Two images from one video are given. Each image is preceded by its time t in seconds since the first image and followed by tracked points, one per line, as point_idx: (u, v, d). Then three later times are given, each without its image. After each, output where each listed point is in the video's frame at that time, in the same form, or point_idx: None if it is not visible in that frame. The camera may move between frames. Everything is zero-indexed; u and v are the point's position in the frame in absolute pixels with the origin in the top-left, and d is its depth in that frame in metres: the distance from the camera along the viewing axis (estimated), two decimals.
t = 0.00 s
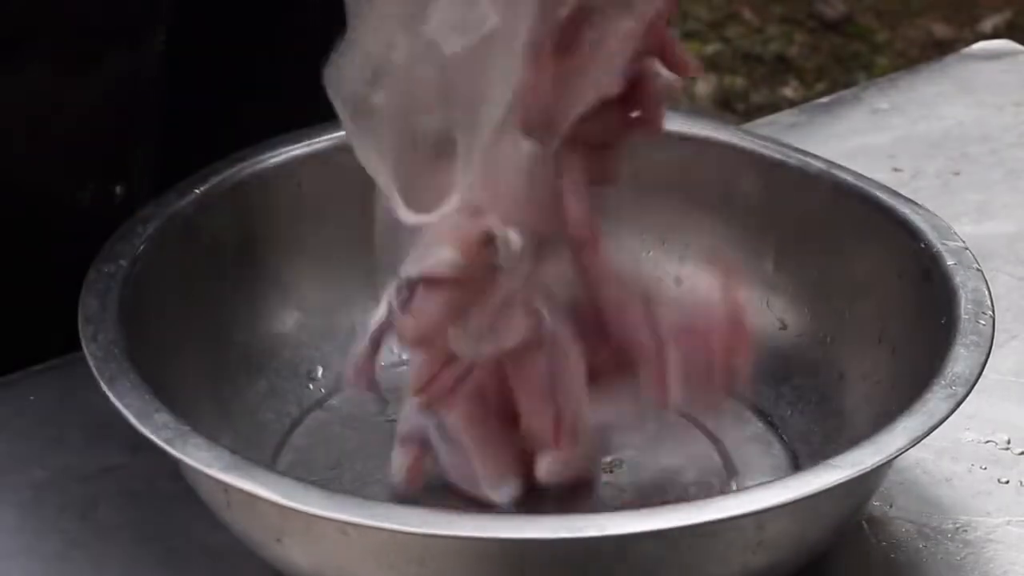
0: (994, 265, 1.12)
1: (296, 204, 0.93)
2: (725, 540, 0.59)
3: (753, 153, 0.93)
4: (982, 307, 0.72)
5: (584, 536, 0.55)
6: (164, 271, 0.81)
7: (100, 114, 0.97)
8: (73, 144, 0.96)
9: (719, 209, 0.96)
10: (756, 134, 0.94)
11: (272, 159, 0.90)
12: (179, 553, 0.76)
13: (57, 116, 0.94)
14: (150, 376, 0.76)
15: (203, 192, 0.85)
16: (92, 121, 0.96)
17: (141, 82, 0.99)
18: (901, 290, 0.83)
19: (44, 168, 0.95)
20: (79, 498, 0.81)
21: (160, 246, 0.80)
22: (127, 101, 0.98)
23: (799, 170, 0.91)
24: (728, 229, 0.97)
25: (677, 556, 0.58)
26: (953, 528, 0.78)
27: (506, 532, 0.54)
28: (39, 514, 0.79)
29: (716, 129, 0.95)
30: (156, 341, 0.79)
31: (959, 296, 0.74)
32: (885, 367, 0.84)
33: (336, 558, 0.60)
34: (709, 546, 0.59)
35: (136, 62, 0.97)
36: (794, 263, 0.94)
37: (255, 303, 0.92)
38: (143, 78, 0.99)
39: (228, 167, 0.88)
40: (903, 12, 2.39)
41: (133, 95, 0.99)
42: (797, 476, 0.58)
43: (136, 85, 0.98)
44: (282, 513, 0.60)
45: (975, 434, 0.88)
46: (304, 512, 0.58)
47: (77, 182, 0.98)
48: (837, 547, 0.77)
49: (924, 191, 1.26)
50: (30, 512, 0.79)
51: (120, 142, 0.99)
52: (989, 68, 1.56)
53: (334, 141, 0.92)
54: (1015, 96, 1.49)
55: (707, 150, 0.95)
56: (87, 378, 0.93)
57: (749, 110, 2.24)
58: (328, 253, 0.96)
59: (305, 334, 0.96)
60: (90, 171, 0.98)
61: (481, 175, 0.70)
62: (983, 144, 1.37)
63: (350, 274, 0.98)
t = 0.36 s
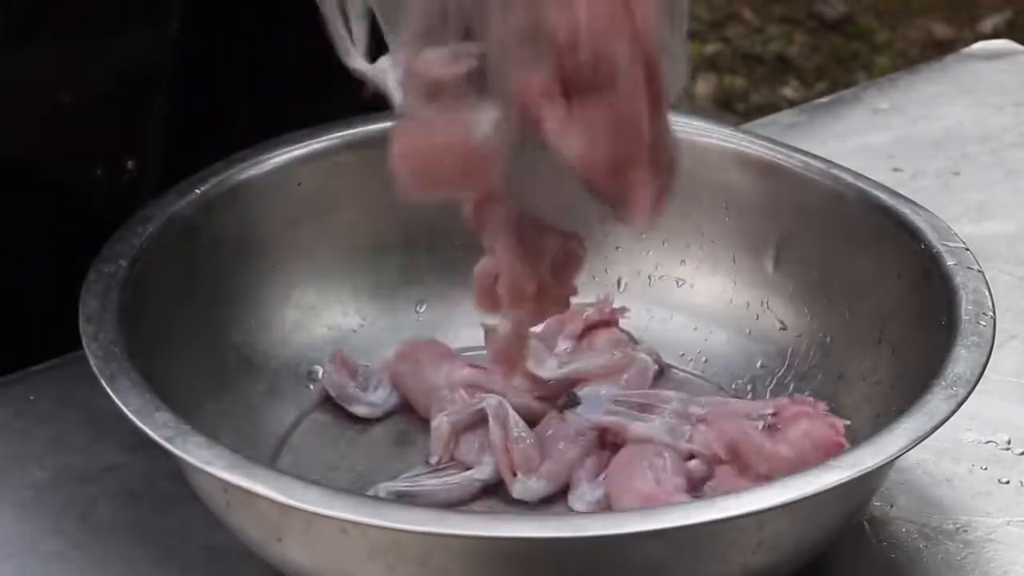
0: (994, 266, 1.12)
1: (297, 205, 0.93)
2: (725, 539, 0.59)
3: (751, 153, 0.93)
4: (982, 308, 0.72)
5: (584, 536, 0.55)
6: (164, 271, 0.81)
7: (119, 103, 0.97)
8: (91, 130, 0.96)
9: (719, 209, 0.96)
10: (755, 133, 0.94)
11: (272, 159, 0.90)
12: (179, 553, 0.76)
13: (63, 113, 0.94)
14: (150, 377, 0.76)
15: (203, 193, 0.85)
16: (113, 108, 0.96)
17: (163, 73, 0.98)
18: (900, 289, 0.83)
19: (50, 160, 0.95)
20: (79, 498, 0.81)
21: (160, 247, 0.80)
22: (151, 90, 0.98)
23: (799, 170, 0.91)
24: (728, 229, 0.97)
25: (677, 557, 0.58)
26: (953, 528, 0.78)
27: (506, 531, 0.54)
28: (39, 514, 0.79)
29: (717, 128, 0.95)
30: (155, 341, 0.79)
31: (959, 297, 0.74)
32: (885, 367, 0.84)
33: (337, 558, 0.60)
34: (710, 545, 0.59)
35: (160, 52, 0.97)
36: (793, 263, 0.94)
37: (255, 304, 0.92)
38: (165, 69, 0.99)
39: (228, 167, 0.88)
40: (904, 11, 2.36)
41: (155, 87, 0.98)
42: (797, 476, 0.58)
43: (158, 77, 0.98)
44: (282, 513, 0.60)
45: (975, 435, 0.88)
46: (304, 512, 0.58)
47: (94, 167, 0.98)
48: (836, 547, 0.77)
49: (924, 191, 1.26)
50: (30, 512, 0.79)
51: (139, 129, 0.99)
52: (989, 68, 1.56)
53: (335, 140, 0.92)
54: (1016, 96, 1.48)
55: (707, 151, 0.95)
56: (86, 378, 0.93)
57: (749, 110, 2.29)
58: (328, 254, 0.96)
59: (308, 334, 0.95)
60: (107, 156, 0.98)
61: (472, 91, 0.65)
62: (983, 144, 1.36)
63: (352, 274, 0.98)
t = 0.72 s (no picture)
0: (994, 266, 1.12)
1: (297, 205, 0.93)
2: (726, 539, 0.59)
3: (751, 154, 0.93)
4: (983, 309, 0.72)
5: (585, 536, 0.54)
6: (165, 272, 0.81)
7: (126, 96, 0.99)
8: (98, 121, 0.97)
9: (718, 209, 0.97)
10: (755, 134, 0.94)
11: (272, 160, 0.90)
12: (178, 552, 0.76)
13: (66, 110, 0.94)
14: (149, 377, 0.76)
15: (204, 193, 0.85)
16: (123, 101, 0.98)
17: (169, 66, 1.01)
18: (901, 289, 0.83)
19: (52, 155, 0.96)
20: (79, 497, 0.81)
21: (160, 247, 0.80)
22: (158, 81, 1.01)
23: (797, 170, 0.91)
24: (728, 229, 0.97)
25: (677, 557, 0.58)
26: (953, 528, 0.78)
27: (503, 531, 0.54)
28: (39, 514, 0.79)
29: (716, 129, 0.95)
30: (155, 341, 0.79)
31: (959, 297, 0.74)
32: (885, 366, 0.84)
33: (337, 558, 0.60)
34: (710, 545, 0.59)
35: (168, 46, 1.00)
36: (793, 262, 0.94)
37: (255, 303, 0.92)
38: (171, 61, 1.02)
39: (228, 167, 0.88)
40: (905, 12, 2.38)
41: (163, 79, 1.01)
42: (798, 476, 0.58)
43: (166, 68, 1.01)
44: (281, 512, 0.60)
45: (976, 435, 0.88)
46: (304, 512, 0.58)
47: (100, 157, 0.99)
48: (837, 547, 0.77)
49: (924, 191, 1.26)
50: (30, 511, 0.79)
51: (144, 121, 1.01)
52: (989, 68, 1.56)
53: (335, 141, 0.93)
54: (1016, 96, 1.48)
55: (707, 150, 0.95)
56: (87, 377, 0.93)
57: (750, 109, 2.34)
58: (327, 254, 0.97)
59: (309, 332, 0.94)
60: (114, 145, 1.00)
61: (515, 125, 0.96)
62: (983, 144, 1.37)
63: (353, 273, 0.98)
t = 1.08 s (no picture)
0: (994, 265, 1.12)
1: (297, 205, 0.93)
2: (727, 539, 0.59)
3: (752, 154, 0.93)
4: (983, 309, 0.72)
5: (586, 536, 0.54)
6: (165, 272, 0.81)
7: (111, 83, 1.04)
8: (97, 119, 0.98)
9: (718, 209, 0.97)
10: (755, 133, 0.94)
11: (272, 159, 0.90)
12: (179, 553, 0.76)
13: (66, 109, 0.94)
14: (149, 377, 0.76)
15: (203, 193, 0.85)
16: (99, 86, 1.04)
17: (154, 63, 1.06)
18: (901, 289, 0.83)
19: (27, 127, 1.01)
20: (79, 497, 0.81)
21: (160, 247, 0.80)
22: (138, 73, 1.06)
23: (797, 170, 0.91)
24: (728, 229, 0.97)
25: (677, 556, 0.58)
26: (953, 528, 0.78)
27: (502, 531, 0.54)
28: (39, 514, 0.79)
29: (716, 128, 0.95)
30: (155, 341, 0.79)
31: (959, 297, 0.74)
32: (885, 366, 0.84)
33: (336, 557, 0.60)
34: (711, 544, 0.59)
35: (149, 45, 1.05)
36: (793, 262, 0.94)
37: (255, 302, 0.92)
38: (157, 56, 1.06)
39: (227, 167, 0.88)
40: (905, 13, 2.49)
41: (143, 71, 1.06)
42: (798, 475, 0.58)
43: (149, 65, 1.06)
44: (281, 512, 0.60)
45: (976, 435, 0.88)
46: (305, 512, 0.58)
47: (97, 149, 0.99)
48: (838, 546, 0.77)
49: (924, 191, 1.26)
50: (30, 512, 0.79)
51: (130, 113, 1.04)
52: (989, 68, 1.56)
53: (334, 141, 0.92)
54: (1016, 96, 1.48)
55: (707, 150, 0.95)
56: (86, 377, 0.93)
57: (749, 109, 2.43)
58: (327, 253, 0.97)
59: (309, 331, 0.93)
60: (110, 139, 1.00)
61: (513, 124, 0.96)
62: (983, 144, 1.37)
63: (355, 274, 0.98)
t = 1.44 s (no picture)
0: (994, 265, 1.12)
1: (298, 205, 0.93)
2: (727, 538, 0.59)
3: (751, 154, 0.93)
4: (984, 309, 0.72)
5: (586, 534, 0.54)
6: (165, 272, 0.81)
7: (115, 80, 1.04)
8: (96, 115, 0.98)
9: (718, 209, 0.97)
10: (755, 134, 0.94)
11: (272, 160, 0.90)
12: (179, 553, 0.76)
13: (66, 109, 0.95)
14: (148, 377, 0.76)
15: (204, 193, 0.85)
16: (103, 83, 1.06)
17: (158, 65, 1.05)
18: (901, 289, 0.83)
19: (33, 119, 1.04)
20: (79, 497, 0.81)
21: (160, 247, 0.80)
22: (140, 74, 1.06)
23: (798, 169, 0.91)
24: (728, 229, 0.97)
25: (677, 557, 0.58)
26: (953, 528, 0.78)
27: (501, 530, 0.54)
28: (39, 515, 0.79)
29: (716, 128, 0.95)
30: (155, 341, 0.79)
31: (959, 297, 0.74)
32: (885, 366, 0.84)
33: (336, 558, 0.60)
34: (711, 545, 0.59)
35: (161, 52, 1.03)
36: (793, 261, 0.94)
37: (256, 302, 0.92)
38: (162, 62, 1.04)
39: (228, 167, 0.88)
40: (905, 13, 2.48)
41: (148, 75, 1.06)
42: (798, 475, 0.58)
43: (153, 67, 1.05)
44: (281, 512, 0.60)
45: (976, 435, 0.88)
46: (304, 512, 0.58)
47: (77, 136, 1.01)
48: (838, 547, 0.77)
49: (924, 191, 1.26)
50: (30, 511, 0.79)
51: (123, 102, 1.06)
52: (990, 68, 1.55)
53: (333, 141, 0.93)
54: (1016, 96, 1.48)
55: (706, 150, 0.95)
56: (87, 377, 0.93)
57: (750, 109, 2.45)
58: (327, 253, 0.97)
59: (308, 330, 0.93)
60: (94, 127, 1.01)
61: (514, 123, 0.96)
62: (984, 144, 1.37)
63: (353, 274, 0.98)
